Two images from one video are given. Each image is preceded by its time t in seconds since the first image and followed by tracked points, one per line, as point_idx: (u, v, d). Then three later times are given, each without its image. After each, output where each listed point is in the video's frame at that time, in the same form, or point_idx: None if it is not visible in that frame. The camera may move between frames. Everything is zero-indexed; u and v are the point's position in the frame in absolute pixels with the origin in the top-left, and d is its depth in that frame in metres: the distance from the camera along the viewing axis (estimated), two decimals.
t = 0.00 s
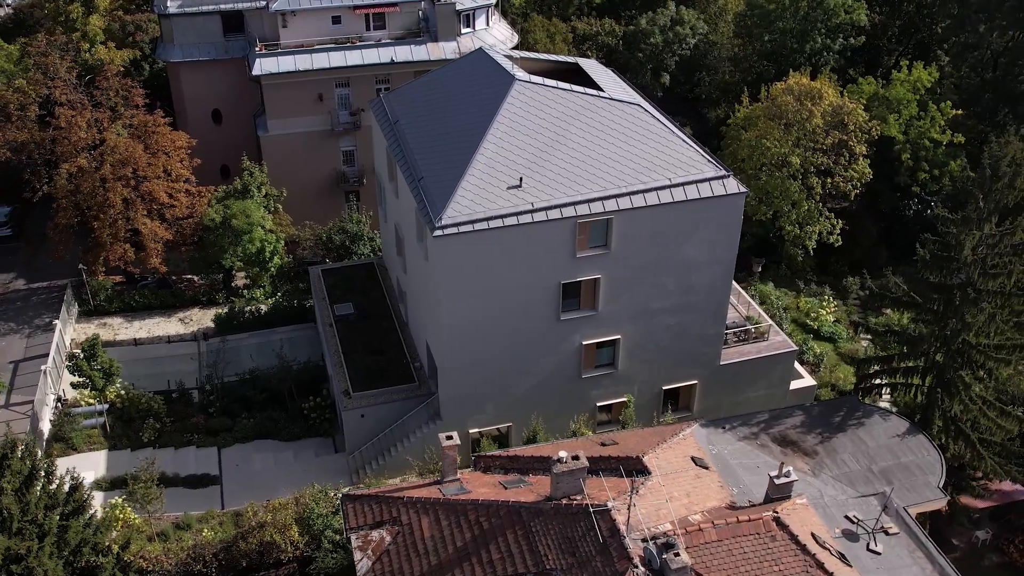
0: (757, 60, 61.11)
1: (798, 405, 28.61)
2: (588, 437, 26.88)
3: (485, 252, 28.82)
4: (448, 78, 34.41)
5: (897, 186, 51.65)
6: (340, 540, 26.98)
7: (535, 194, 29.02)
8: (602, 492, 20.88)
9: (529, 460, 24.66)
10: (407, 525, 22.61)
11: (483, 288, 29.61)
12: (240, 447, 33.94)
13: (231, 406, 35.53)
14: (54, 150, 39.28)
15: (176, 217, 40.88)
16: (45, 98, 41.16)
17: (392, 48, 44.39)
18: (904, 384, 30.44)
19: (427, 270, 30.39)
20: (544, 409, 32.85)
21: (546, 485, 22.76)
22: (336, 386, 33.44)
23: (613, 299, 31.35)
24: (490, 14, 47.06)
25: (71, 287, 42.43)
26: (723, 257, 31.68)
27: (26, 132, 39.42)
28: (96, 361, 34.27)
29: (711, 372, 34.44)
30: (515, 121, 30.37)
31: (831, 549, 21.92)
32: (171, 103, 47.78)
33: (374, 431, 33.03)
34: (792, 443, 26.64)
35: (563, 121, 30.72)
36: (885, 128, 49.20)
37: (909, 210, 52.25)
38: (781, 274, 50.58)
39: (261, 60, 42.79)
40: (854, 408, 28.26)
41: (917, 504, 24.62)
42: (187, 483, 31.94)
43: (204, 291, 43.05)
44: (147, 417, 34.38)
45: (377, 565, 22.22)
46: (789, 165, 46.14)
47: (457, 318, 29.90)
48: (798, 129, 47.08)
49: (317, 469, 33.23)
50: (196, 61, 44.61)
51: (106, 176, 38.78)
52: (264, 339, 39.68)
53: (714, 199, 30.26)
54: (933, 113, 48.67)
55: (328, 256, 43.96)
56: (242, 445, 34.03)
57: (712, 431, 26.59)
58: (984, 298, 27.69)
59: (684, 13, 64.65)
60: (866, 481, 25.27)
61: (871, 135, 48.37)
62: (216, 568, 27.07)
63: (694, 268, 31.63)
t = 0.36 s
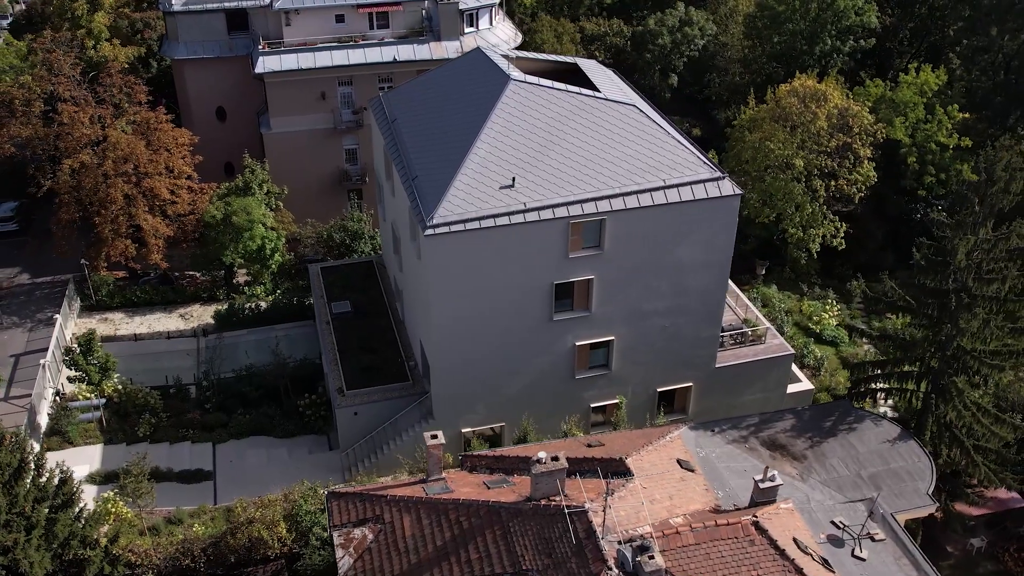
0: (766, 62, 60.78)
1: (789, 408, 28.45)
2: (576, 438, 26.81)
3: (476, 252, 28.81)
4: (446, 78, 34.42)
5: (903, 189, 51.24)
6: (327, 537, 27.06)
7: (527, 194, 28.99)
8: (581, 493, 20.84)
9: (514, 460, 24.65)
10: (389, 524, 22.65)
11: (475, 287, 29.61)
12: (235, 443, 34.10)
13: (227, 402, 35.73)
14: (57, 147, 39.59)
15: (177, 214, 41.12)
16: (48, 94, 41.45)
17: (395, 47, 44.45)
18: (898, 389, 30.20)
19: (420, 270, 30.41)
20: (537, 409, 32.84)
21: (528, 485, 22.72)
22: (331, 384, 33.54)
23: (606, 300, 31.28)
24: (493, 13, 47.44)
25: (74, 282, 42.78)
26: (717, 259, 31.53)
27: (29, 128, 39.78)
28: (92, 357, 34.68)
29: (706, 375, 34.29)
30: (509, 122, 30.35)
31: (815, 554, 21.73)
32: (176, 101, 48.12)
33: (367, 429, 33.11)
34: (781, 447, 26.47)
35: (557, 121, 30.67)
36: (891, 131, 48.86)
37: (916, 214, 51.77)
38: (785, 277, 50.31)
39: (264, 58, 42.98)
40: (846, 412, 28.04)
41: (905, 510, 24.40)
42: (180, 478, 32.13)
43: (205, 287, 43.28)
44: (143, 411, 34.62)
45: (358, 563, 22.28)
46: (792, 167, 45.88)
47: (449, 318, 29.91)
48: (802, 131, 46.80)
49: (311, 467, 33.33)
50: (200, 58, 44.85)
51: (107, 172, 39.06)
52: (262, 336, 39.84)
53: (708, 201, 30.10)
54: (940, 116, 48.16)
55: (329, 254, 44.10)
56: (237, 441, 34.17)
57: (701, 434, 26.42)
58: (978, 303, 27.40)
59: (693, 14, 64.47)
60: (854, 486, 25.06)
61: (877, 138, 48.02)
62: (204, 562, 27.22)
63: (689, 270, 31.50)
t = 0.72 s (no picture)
0: (776, 63, 60.29)
1: (780, 412, 28.27)
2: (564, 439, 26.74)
3: (468, 252, 28.80)
4: (443, 78, 34.44)
5: (910, 194, 50.85)
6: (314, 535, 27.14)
7: (520, 195, 28.96)
8: (560, 495, 20.81)
9: (499, 460, 24.62)
10: (371, 522, 22.69)
11: (467, 287, 29.59)
12: (230, 439, 34.24)
13: (223, 399, 35.90)
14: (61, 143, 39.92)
15: (178, 211, 41.37)
16: (52, 91, 41.87)
17: (398, 46, 44.54)
18: (892, 395, 29.95)
19: (412, 270, 30.43)
20: (531, 410, 32.82)
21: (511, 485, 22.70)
22: (325, 381, 33.64)
23: (599, 302, 31.21)
24: (496, 13, 47.48)
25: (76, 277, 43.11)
26: (712, 262, 31.37)
27: (33, 124, 40.14)
28: (88, 352, 35.68)
29: (701, 378, 34.14)
30: (503, 122, 30.37)
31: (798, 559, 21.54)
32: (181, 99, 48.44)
33: (360, 427, 33.19)
34: (770, 451, 26.29)
35: (552, 122, 30.65)
36: (897, 134, 48.48)
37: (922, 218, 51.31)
38: (789, 280, 50.03)
39: (267, 57, 43.14)
40: (837, 418, 27.81)
41: (892, 517, 24.18)
42: (174, 473, 32.32)
43: (206, 284, 43.50)
44: (139, 407, 34.84)
45: (340, 561, 22.34)
46: (795, 170, 45.62)
47: (440, 317, 29.90)
48: (806, 133, 46.49)
49: (304, 464, 33.42)
50: (204, 56, 45.15)
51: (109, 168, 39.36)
52: (260, 334, 39.93)
53: (703, 203, 29.94)
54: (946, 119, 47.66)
55: (330, 252, 44.27)
56: (232, 438, 34.32)
57: (689, 437, 26.29)
58: (972, 309, 27.16)
59: (703, 16, 64.14)
60: (841, 492, 24.86)
61: (882, 141, 47.63)
62: (192, 558, 27.39)
63: (683, 272, 31.35)
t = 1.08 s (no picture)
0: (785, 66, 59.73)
1: (770, 416, 28.13)
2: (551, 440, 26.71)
3: (459, 252, 28.82)
4: (441, 78, 34.51)
5: (915, 198, 50.45)
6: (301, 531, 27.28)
7: (511, 195, 28.95)
8: (538, 496, 20.79)
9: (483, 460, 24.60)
10: (353, 520, 22.72)
11: (458, 287, 29.61)
12: (224, 435, 34.44)
13: (219, 395, 36.11)
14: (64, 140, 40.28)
15: (180, 208, 41.67)
16: (57, 87, 42.26)
17: (401, 46, 44.64)
18: (884, 401, 29.70)
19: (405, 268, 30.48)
20: (523, 409, 32.83)
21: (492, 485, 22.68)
22: (318, 379, 33.76)
23: (591, 303, 31.17)
24: (500, 14, 47.56)
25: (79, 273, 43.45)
26: (706, 264, 31.25)
27: (38, 121, 40.53)
28: (86, 347, 36.35)
29: (695, 380, 34.00)
30: (496, 123, 30.40)
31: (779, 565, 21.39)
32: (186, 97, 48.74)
33: (352, 426, 33.30)
34: (757, 455, 26.14)
35: (545, 123, 30.65)
36: (902, 138, 48.14)
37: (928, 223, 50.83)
38: (792, 283, 49.74)
39: (270, 55, 43.28)
40: (827, 422, 27.64)
41: (878, 523, 23.99)
42: (167, 468, 32.54)
43: (207, 280, 43.75)
44: (136, 402, 35.10)
45: (321, 558, 22.36)
46: (797, 172, 45.35)
47: (432, 317, 29.92)
48: (809, 136, 46.19)
49: (297, 461, 33.55)
50: (208, 54, 45.43)
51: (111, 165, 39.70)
52: (259, 331, 40.08)
53: (696, 205, 29.84)
54: (953, 123, 47.12)
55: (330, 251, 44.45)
56: (227, 434, 34.51)
57: (676, 439, 26.21)
58: (964, 315, 26.92)
59: (711, 17, 63.74)
60: (827, 497, 24.69)
61: (887, 145, 47.24)
62: (180, 552, 27.60)
63: (676, 274, 31.25)
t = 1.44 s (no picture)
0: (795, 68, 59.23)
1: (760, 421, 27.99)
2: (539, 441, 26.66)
3: (450, 252, 28.82)
4: (439, 79, 34.61)
5: (921, 203, 50.02)
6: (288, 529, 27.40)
7: (504, 196, 28.93)
8: (516, 498, 20.75)
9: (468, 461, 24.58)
10: (334, 518, 22.70)
11: (450, 287, 29.62)
12: (219, 432, 34.61)
13: (215, 392, 36.31)
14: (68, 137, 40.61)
15: (181, 205, 41.91)
16: (62, 85, 42.69)
17: (403, 46, 44.71)
18: (878, 408, 29.46)
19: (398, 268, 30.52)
20: (516, 410, 32.80)
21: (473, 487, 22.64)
22: (312, 378, 33.86)
23: (584, 305, 31.09)
24: (502, 14, 47.69)
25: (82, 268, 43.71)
26: (700, 267, 31.11)
27: (42, 118, 40.92)
28: (79, 343, 36.68)
29: (690, 384, 33.86)
30: (490, 124, 30.44)
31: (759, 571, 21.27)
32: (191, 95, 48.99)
33: (346, 424, 33.40)
34: (745, 460, 25.99)
35: (539, 125, 30.66)
36: (907, 142, 47.69)
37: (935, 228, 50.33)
38: (795, 287, 49.45)
39: (272, 54, 43.37)
40: (816, 428, 27.47)
41: (863, 531, 23.80)
42: (161, 464, 32.74)
43: (208, 278, 44.00)
44: (132, 397, 35.35)
45: (303, 556, 22.33)
46: (799, 176, 45.07)
47: (423, 316, 29.93)
48: (812, 140, 45.90)
49: (290, 459, 33.67)
50: (212, 53, 45.66)
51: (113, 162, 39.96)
52: (258, 329, 40.23)
53: (689, 208, 29.69)
54: (959, 128, 46.58)
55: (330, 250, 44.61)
56: (222, 431, 34.67)
57: (663, 443, 26.11)
58: (956, 322, 26.64)
59: (720, 19, 63.29)
60: (813, 503, 24.51)
61: (891, 149, 46.85)
62: (169, 547, 27.81)
63: (669, 277, 31.11)
